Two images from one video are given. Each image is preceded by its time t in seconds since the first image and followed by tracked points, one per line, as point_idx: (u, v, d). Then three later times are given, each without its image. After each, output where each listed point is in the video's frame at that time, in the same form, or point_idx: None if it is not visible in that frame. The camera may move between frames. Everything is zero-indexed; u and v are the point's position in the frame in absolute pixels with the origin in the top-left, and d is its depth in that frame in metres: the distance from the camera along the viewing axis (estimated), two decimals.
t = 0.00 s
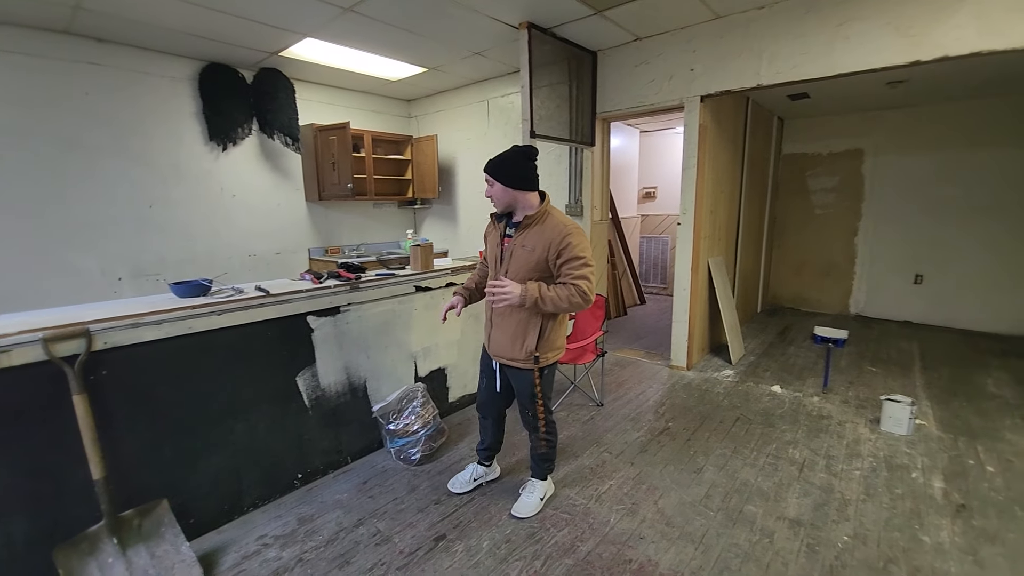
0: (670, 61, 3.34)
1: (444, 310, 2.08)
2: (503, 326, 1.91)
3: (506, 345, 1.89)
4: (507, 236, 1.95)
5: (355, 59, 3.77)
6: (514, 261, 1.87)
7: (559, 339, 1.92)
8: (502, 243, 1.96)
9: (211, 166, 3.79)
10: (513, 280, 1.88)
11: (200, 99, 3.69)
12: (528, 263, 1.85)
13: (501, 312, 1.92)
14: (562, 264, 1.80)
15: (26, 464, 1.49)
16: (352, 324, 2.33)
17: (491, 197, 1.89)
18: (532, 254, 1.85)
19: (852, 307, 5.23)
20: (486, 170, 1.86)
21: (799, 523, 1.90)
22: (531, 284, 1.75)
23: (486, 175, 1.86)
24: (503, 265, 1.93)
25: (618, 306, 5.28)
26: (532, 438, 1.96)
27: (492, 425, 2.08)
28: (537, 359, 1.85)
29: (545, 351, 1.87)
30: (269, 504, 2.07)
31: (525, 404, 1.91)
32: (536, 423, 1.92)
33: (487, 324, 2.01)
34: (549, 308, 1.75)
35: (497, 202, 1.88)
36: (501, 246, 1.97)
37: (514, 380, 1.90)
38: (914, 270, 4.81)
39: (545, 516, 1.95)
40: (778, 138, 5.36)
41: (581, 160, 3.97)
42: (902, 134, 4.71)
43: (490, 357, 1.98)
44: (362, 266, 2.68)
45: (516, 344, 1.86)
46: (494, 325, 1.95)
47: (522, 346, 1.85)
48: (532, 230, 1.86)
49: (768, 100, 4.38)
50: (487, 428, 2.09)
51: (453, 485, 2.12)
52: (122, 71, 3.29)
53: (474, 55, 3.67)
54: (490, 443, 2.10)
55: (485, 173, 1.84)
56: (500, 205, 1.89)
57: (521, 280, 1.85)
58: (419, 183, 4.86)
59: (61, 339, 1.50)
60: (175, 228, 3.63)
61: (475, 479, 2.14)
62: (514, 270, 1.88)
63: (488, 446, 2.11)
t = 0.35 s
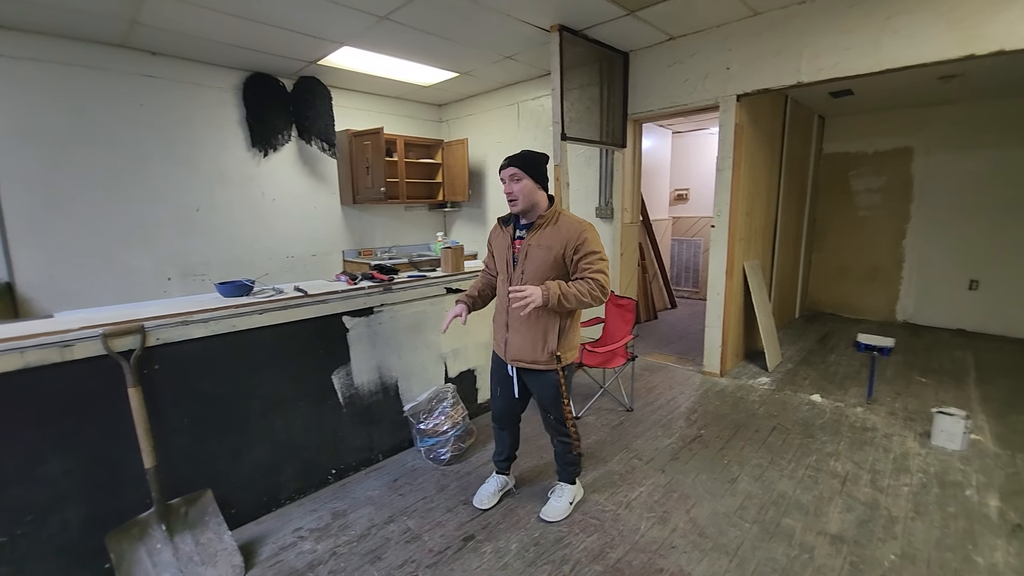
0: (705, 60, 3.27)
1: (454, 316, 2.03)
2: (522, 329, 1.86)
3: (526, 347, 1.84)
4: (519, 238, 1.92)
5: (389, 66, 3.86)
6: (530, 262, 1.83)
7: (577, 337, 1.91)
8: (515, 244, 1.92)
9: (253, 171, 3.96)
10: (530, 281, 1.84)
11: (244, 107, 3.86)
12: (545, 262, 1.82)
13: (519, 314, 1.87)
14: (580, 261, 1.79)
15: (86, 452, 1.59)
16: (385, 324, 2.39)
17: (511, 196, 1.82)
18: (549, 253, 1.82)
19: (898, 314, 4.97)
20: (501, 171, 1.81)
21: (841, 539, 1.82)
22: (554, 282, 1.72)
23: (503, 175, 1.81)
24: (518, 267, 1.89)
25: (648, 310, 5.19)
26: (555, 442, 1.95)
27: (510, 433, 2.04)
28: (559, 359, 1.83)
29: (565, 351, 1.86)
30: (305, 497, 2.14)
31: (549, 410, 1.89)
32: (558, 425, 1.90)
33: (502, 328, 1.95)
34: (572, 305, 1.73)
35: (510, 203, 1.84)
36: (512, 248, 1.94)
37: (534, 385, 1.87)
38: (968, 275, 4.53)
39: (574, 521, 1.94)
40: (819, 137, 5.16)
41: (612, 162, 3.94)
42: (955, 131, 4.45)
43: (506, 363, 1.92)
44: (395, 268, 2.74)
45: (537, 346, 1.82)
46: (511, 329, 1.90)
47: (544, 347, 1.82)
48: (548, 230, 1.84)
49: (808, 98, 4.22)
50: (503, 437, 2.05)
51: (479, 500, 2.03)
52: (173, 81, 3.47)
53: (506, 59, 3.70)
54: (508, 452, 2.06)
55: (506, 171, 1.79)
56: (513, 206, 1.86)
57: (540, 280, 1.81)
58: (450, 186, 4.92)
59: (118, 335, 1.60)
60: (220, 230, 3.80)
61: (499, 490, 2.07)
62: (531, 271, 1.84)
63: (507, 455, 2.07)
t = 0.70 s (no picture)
0: (736, 57, 3.20)
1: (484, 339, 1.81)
2: (547, 328, 1.78)
3: (554, 347, 1.77)
4: (532, 236, 1.83)
5: (416, 69, 3.92)
6: (553, 259, 1.77)
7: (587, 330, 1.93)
8: (530, 244, 1.82)
9: (286, 174, 4.08)
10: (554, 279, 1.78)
11: (278, 112, 3.98)
12: (568, 258, 1.78)
13: (543, 314, 1.79)
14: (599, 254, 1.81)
15: (132, 442, 1.67)
16: (412, 324, 2.43)
17: (530, 192, 1.75)
18: (570, 249, 1.79)
19: (942, 318, 4.74)
20: (516, 166, 1.75)
21: (881, 551, 1.74)
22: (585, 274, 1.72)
23: (520, 171, 1.74)
24: (536, 265, 1.80)
25: (676, 312, 5.10)
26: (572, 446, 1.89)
27: (532, 435, 2.01)
28: (581, 352, 1.83)
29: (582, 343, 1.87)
30: (335, 492, 2.19)
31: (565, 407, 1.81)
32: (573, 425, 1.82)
33: (520, 331, 1.84)
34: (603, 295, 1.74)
35: (525, 198, 1.76)
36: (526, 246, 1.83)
37: (553, 381, 1.83)
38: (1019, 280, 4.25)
39: (600, 524, 1.92)
40: (857, 134, 4.97)
41: (639, 162, 3.89)
42: (1006, 126, 4.21)
43: (527, 366, 1.83)
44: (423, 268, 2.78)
45: (564, 344, 1.78)
46: (533, 330, 1.80)
47: (569, 343, 1.79)
48: (565, 226, 1.81)
49: (845, 94, 4.07)
50: (525, 439, 2.02)
51: (505, 502, 2.03)
52: (212, 88, 3.61)
53: (532, 61, 3.71)
54: (530, 453, 2.03)
55: (526, 167, 1.73)
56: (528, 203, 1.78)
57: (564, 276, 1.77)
58: (476, 187, 4.96)
59: (162, 331, 1.67)
60: (254, 232, 3.94)
61: (524, 492, 2.06)
62: (552, 268, 1.78)
63: (531, 457, 2.04)
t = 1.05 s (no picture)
0: (747, 56, 3.18)
1: (483, 302, 1.80)
2: (572, 333, 1.75)
3: (578, 352, 1.74)
4: (555, 239, 1.79)
5: (425, 71, 3.94)
6: (579, 263, 1.74)
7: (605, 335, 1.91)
8: (553, 246, 1.79)
9: (296, 176, 4.12)
10: (579, 283, 1.75)
11: (288, 114, 4.02)
12: (594, 262, 1.76)
13: (568, 318, 1.76)
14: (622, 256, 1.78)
15: (145, 440, 1.70)
16: (421, 324, 2.44)
17: (545, 195, 1.73)
18: (596, 253, 1.76)
19: (957, 320, 4.66)
20: (530, 169, 1.73)
21: (893, 555, 1.72)
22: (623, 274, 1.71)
23: (534, 175, 1.73)
24: (561, 268, 1.77)
25: (685, 313, 5.08)
26: (587, 453, 1.82)
27: (542, 437, 2.00)
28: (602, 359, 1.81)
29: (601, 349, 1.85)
30: (344, 491, 2.21)
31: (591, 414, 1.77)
32: (598, 429, 1.79)
33: (542, 335, 1.80)
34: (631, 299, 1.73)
35: (542, 201, 1.75)
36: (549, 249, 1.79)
37: (574, 388, 1.78)
38: None
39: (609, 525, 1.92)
40: (870, 133, 4.91)
41: (647, 162, 3.87)
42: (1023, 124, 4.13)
43: (547, 372, 1.79)
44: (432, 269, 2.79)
45: (587, 350, 1.76)
46: (556, 335, 1.76)
47: (592, 350, 1.77)
48: (590, 229, 1.79)
49: (857, 92, 4.02)
50: (536, 441, 2.01)
51: (513, 503, 2.02)
52: (223, 91, 3.65)
53: (541, 61, 3.71)
54: (541, 455, 2.02)
55: (539, 170, 1.71)
56: (551, 205, 1.75)
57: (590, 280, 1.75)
58: (484, 188, 4.97)
59: (175, 331, 1.70)
60: (265, 232, 3.98)
61: (532, 494, 2.04)
62: (578, 271, 1.75)
63: (540, 458, 2.03)
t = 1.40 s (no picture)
0: (743, 53, 3.17)
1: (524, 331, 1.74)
2: (585, 332, 1.71)
3: (591, 353, 1.70)
4: (573, 235, 1.77)
5: (421, 66, 3.92)
6: (596, 260, 1.70)
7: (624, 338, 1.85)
8: (571, 242, 1.76)
9: (291, 171, 4.09)
10: (596, 281, 1.71)
11: (282, 109, 3.99)
12: (613, 260, 1.71)
13: (581, 318, 1.72)
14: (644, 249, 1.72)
15: (138, 437, 1.69)
16: (416, 321, 2.43)
17: (566, 188, 1.70)
18: (615, 250, 1.71)
19: (949, 316, 4.70)
20: (555, 160, 1.70)
21: (884, 549, 1.74)
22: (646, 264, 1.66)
23: (557, 167, 1.70)
24: (576, 266, 1.74)
25: (680, 309, 5.09)
26: (592, 453, 1.81)
27: (544, 436, 1.97)
28: (617, 362, 1.75)
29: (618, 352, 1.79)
30: (339, 488, 2.20)
31: (601, 419, 1.76)
32: (606, 431, 1.79)
33: (555, 334, 1.77)
34: (653, 295, 1.67)
35: (562, 194, 1.71)
36: (567, 246, 1.77)
37: (590, 394, 1.75)
38: None
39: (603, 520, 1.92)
40: (864, 131, 4.93)
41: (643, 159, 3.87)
42: (1016, 122, 4.16)
43: (558, 373, 1.75)
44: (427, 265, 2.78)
45: (600, 352, 1.71)
46: (569, 334, 1.73)
47: (606, 352, 1.72)
48: (610, 225, 1.75)
49: (852, 89, 4.04)
50: (537, 440, 1.99)
51: (507, 499, 2.03)
52: (216, 85, 3.62)
53: (537, 57, 3.69)
54: (539, 453, 2.01)
55: (563, 161, 1.67)
56: (571, 199, 1.72)
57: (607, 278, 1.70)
58: (479, 184, 4.94)
59: (167, 327, 1.69)
60: (259, 229, 3.95)
61: (527, 490, 2.04)
62: (595, 268, 1.71)
63: (539, 457, 2.02)
